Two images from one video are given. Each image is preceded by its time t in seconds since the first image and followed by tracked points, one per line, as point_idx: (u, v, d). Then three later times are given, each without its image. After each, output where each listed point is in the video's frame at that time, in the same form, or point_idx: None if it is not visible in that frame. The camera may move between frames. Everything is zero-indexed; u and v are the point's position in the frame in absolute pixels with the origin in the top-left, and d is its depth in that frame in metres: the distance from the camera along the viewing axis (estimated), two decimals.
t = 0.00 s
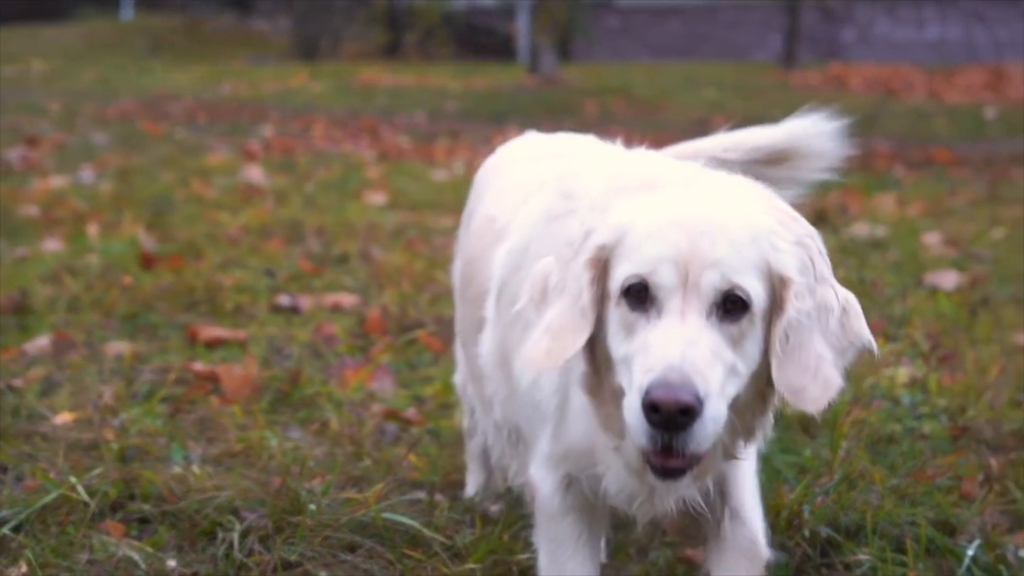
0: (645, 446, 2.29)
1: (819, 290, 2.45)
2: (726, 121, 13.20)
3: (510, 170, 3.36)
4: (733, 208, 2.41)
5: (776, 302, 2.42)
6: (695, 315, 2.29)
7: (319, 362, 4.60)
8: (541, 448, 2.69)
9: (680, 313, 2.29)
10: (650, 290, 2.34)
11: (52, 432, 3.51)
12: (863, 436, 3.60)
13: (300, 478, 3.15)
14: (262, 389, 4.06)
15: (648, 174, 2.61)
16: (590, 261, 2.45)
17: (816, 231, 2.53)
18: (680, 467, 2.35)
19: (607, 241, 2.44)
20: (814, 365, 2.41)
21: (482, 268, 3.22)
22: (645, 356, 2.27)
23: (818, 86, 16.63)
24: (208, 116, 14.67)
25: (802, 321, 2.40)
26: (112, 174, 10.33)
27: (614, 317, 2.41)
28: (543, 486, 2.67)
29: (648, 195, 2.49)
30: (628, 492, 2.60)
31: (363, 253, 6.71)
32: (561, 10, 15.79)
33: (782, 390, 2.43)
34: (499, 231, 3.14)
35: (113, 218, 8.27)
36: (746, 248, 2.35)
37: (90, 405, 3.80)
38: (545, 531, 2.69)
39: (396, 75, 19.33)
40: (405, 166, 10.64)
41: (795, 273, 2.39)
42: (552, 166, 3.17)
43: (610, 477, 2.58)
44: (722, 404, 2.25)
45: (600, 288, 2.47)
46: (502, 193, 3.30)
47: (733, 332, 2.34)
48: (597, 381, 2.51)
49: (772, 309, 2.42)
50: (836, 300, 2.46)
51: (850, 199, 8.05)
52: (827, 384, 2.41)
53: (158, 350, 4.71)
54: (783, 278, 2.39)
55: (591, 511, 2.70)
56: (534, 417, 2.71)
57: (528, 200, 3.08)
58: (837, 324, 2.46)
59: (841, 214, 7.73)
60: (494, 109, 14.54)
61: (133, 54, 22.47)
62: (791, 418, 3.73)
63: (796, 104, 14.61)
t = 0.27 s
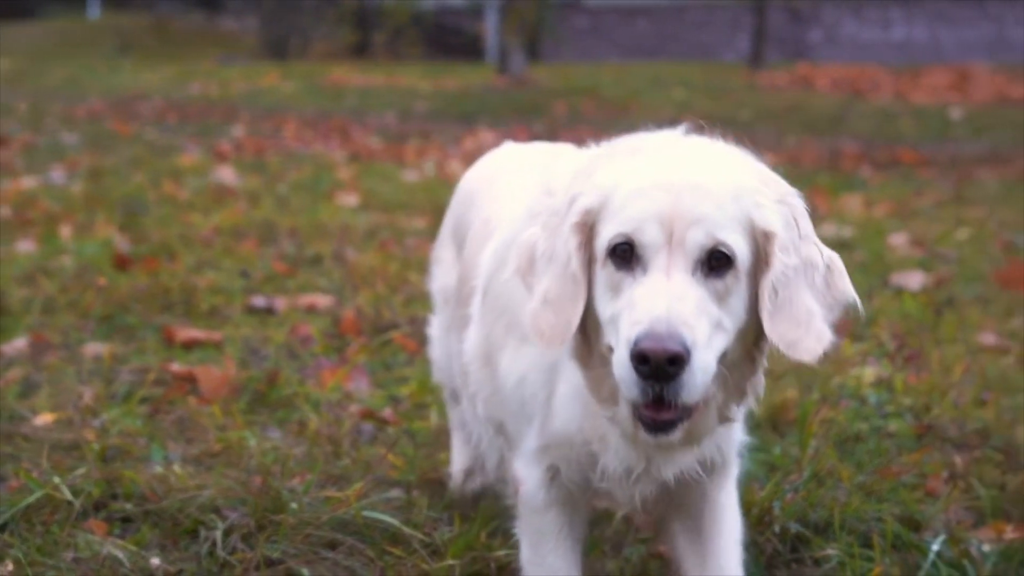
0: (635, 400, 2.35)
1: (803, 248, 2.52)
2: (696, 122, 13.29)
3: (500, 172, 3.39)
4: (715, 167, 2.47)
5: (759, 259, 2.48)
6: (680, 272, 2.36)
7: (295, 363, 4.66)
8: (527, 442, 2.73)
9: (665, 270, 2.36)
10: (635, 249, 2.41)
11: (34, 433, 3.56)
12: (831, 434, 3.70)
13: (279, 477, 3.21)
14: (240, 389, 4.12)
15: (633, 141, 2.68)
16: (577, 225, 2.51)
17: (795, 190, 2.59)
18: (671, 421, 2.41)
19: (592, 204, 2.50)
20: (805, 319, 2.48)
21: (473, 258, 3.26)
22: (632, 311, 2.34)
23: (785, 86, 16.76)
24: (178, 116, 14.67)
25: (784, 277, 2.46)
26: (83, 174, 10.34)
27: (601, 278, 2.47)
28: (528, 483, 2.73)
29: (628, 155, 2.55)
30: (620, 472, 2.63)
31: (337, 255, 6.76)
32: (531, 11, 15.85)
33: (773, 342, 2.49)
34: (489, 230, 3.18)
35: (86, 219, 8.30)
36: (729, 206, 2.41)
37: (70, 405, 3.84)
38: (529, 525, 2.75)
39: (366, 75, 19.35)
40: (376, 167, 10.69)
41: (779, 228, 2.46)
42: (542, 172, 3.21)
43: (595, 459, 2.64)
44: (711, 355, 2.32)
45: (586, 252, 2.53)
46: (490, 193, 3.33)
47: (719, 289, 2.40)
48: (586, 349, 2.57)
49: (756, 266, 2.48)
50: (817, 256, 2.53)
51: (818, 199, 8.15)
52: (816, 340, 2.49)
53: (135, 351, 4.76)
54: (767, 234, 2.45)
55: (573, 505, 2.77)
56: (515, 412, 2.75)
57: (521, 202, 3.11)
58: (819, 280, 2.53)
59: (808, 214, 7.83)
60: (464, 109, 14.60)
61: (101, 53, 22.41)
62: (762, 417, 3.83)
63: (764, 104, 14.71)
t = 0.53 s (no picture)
0: (603, 363, 2.40)
1: (777, 221, 2.57)
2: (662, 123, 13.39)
3: (477, 170, 3.46)
4: (684, 145, 2.54)
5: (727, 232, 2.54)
6: (647, 242, 2.43)
7: (268, 364, 4.71)
8: (503, 445, 2.77)
9: (635, 240, 2.43)
10: (606, 221, 2.47)
11: (9, 433, 3.60)
12: (795, 433, 3.78)
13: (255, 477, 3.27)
14: (213, 390, 4.17)
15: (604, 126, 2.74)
16: (549, 206, 2.58)
17: (766, 170, 2.66)
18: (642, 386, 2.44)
19: (564, 184, 2.57)
20: (788, 287, 2.52)
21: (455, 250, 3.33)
22: (600, 279, 2.40)
23: (751, 87, 16.88)
24: (145, 117, 14.68)
25: (762, 249, 2.51)
26: (51, 175, 10.34)
27: (572, 251, 2.54)
28: (504, 482, 2.78)
29: (599, 137, 2.62)
30: (601, 470, 2.68)
31: (306, 257, 6.81)
32: (498, 12, 15.90)
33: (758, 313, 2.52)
34: (470, 231, 3.25)
35: (55, 220, 8.31)
36: (697, 180, 2.48)
37: (44, 406, 3.89)
38: (501, 523, 2.81)
39: (333, 75, 19.38)
40: (345, 168, 10.74)
41: (751, 203, 2.52)
42: (520, 176, 3.27)
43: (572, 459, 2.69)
44: (680, 320, 2.37)
45: (559, 234, 2.60)
46: (470, 190, 3.40)
47: (689, 258, 2.45)
48: (562, 328, 2.62)
49: (724, 239, 2.54)
50: (791, 228, 2.57)
51: (784, 199, 8.24)
52: (801, 305, 2.53)
53: (109, 352, 4.80)
54: (739, 208, 2.52)
55: (546, 506, 2.82)
56: (488, 415, 2.79)
57: (508, 205, 3.16)
58: (798, 249, 2.58)
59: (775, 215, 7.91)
60: (430, 110, 14.67)
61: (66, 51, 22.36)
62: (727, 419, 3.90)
63: (731, 104, 14.81)
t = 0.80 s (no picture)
0: (537, 335, 2.47)
1: (732, 215, 2.62)
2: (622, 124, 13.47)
3: (445, 168, 3.52)
4: (642, 137, 2.60)
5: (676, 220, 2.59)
6: (587, 221, 2.50)
7: (233, 365, 4.76)
8: (467, 444, 2.79)
9: (575, 219, 2.50)
10: (553, 203, 2.54)
11: None
12: (754, 431, 3.85)
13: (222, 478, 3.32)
14: (180, 392, 4.22)
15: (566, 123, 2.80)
16: (502, 197, 2.68)
17: (723, 168, 2.71)
18: (576, 361, 2.48)
19: (519, 174, 2.65)
20: (748, 275, 2.55)
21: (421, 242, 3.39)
22: (538, 255, 2.48)
23: (711, 88, 16.98)
24: (105, 117, 14.65)
25: (716, 240, 2.56)
26: (12, 176, 10.32)
27: (524, 235, 2.61)
28: (470, 480, 2.80)
29: (556, 131, 2.68)
30: (569, 467, 2.73)
31: (270, 258, 6.85)
32: (459, 12, 15.94)
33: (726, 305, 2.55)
34: (438, 229, 3.30)
35: (17, 221, 8.31)
36: (645, 169, 2.55)
37: (12, 406, 3.91)
38: (466, 519, 2.84)
39: (294, 75, 19.38)
40: (307, 169, 10.76)
41: (706, 196, 2.58)
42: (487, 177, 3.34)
43: (536, 452, 2.73)
44: (614, 294, 2.43)
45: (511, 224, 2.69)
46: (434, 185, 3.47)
47: (633, 238, 2.50)
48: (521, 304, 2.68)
49: (670, 223, 2.58)
50: (744, 222, 2.62)
51: (743, 200, 8.33)
52: (764, 296, 2.56)
53: (75, 353, 4.82)
54: (695, 201, 2.57)
55: (511, 500, 2.86)
56: (452, 414, 2.80)
57: (477, 206, 3.21)
58: (753, 242, 2.62)
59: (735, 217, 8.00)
60: (391, 110, 14.72)
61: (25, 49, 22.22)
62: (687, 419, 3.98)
63: (692, 105, 14.90)
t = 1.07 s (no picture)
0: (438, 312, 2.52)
1: (678, 221, 2.60)
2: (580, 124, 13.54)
3: (412, 173, 3.54)
4: (601, 139, 2.63)
5: (608, 218, 2.58)
6: (501, 204, 2.54)
7: (197, 365, 4.80)
8: (439, 441, 2.84)
9: (492, 205, 2.55)
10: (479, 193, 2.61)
11: None
12: (712, 430, 3.92)
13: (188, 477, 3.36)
14: (144, 392, 4.25)
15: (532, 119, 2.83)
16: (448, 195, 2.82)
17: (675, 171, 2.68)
18: (479, 338, 2.50)
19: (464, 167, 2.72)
20: (685, 283, 2.54)
21: (390, 246, 3.43)
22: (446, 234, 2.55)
23: (669, 88, 17.07)
24: (64, 116, 14.63)
25: (661, 247, 2.54)
26: None
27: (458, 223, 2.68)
28: (440, 475, 2.85)
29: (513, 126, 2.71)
30: (539, 462, 2.79)
31: (232, 259, 6.88)
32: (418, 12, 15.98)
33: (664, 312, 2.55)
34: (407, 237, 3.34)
35: None
36: (578, 165, 2.56)
37: None
38: (435, 515, 2.89)
39: (253, 75, 19.37)
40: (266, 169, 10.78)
41: (650, 205, 2.55)
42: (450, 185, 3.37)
43: (502, 447, 2.78)
44: (508, 270, 2.45)
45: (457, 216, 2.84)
46: (402, 188, 3.50)
47: (547, 224, 2.52)
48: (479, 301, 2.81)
49: (605, 220, 2.57)
50: (689, 226, 2.60)
51: (701, 200, 8.41)
52: (697, 297, 2.53)
53: (38, 354, 4.84)
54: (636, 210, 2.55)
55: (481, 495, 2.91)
56: (427, 412, 2.86)
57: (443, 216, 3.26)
58: (693, 248, 2.60)
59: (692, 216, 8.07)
60: (350, 111, 14.75)
61: None
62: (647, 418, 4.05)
63: (651, 105, 14.98)
